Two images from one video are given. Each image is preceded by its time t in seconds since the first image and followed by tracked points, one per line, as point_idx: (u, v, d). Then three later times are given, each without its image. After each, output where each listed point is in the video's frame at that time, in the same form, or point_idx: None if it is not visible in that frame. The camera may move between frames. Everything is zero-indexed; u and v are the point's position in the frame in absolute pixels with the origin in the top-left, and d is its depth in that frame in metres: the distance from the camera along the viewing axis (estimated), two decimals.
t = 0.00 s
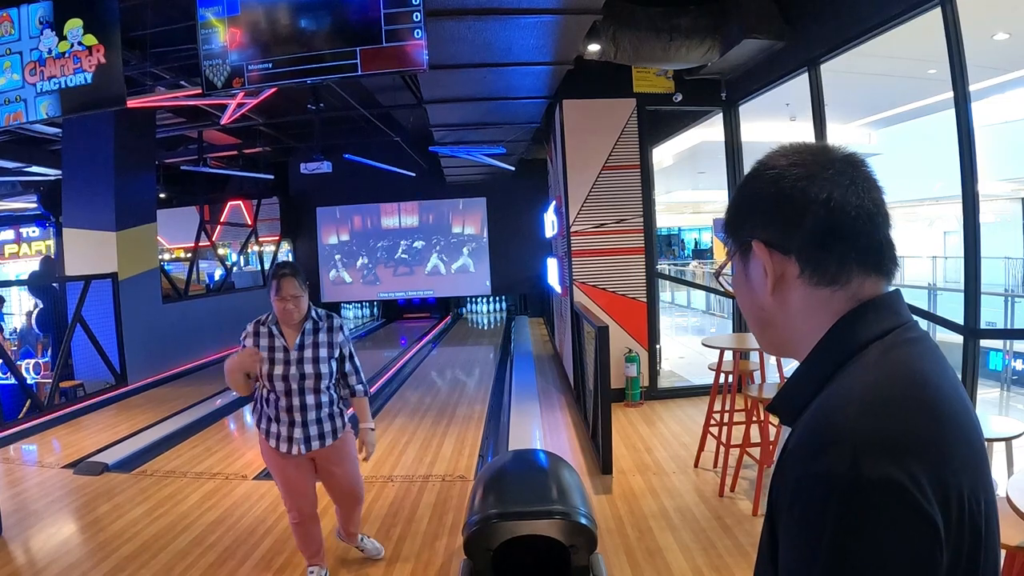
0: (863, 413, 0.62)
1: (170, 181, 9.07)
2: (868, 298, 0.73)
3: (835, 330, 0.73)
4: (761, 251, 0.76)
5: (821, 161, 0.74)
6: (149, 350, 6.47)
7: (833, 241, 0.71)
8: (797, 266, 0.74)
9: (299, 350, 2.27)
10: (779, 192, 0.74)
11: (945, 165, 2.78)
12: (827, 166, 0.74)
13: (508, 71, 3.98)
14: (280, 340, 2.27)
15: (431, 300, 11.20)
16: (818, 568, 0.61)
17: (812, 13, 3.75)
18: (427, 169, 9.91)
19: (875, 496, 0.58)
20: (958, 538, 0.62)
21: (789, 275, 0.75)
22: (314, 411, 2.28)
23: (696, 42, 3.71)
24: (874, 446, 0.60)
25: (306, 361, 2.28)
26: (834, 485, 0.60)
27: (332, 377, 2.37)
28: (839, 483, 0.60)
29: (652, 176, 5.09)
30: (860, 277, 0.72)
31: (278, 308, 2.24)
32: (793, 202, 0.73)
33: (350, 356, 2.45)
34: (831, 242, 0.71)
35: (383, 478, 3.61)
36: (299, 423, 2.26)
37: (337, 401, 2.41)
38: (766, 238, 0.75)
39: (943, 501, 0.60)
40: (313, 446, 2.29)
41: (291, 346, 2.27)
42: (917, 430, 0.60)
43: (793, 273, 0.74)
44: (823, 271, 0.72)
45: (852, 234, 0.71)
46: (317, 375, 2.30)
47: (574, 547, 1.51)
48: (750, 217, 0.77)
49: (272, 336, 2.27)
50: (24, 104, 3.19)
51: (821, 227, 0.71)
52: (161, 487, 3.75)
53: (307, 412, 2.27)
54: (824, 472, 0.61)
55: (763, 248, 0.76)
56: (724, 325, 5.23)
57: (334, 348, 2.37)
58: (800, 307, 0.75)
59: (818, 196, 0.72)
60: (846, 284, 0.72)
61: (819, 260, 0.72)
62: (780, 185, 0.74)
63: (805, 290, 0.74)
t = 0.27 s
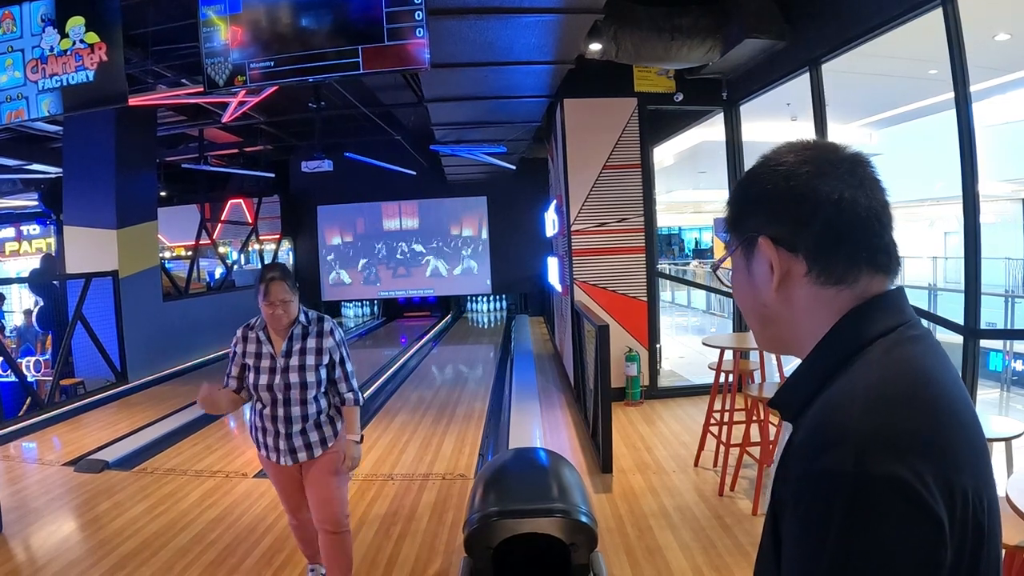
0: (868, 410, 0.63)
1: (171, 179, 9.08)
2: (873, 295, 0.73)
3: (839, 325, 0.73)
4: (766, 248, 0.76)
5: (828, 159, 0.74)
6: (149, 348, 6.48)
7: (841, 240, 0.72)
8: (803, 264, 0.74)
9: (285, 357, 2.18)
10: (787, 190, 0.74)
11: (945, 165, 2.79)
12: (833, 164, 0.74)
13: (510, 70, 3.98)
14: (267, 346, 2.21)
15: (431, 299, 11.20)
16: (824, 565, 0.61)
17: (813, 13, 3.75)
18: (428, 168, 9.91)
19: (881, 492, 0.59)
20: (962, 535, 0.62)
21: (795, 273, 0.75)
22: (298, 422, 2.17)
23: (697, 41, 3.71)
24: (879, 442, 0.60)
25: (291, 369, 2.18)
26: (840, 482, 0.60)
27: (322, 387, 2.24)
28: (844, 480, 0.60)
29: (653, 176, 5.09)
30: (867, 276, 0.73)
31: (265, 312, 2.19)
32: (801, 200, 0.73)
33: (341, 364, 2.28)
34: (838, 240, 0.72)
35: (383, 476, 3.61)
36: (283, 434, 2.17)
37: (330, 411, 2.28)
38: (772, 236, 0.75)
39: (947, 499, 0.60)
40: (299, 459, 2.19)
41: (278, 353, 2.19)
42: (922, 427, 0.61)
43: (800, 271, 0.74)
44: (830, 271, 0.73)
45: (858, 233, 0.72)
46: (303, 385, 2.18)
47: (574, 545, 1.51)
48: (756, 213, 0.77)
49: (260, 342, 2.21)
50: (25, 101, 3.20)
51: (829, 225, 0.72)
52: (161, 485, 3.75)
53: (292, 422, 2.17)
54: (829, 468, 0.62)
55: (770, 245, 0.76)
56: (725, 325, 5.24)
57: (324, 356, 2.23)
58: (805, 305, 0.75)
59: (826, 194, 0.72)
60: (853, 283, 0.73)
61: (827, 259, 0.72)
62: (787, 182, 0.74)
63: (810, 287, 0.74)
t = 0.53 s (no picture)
0: (897, 410, 0.63)
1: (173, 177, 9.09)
2: (899, 293, 0.74)
3: (863, 322, 0.73)
4: (794, 240, 0.76)
5: (858, 151, 0.75)
6: (150, 345, 6.48)
7: (873, 235, 0.72)
8: (830, 257, 0.74)
9: (286, 369, 1.97)
10: (818, 182, 0.74)
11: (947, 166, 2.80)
12: (863, 157, 0.74)
13: (512, 69, 3.98)
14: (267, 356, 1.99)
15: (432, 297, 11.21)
16: (857, 565, 0.62)
17: (816, 14, 3.75)
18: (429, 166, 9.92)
19: (913, 492, 0.59)
20: (987, 536, 0.62)
21: (822, 266, 0.75)
22: (297, 441, 1.95)
23: (699, 41, 3.71)
24: (910, 442, 0.61)
25: (291, 383, 1.96)
26: (872, 481, 0.61)
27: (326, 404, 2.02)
28: (877, 480, 0.61)
29: (654, 175, 5.10)
30: (894, 273, 0.73)
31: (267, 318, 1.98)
32: (830, 192, 0.73)
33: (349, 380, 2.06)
34: (866, 236, 0.72)
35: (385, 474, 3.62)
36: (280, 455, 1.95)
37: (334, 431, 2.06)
38: (801, 227, 0.76)
39: (977, 497, 0.61)
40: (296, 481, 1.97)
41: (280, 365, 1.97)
42: (951, 427, 0.61)
43: (826, 264, 0.75)
44: (858, 266, 0.73)
45: (887, 230, 0.73)
46: (304, 401, 1.96)
47: (579, 542, 1.52)
48: (788, 203, 0.77)
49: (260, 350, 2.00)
50: (29, 98, 3.20)
51: (863, 220, 0.72)
52: (163, 481, 3.76)
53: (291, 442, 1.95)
54: (861, 468, 0.62)
55: (799, 236, 0.76)
56: (726, 324, 5.25)
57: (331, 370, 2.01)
58: (830, 300, 0.76)
59: (857, 187, 0.72)
60: (880, 279, 0.73)
61: (855, 254, 0.73)
62: (816, 174, 0.75)
63: (836, 282, 0.75)
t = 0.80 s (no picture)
0: (933, 423, 0.59)
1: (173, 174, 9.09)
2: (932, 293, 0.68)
3: (887, 324, 0.67)
4: (830, 228, 0.70)
5: (904, 135, 0.67)
6: (150, 343, 6.48)
7: (913, 230, 0.66)
8: (863, 252, 0.68)
9: (276, 370, 1.82)
10: (859, 168, 0.67)
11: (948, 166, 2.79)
12: (910, 142, 0.67)
13: (512, 68, 3.98)
14: (257, 354, 1.85)
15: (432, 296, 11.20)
16: None
17: (817, 13, 3.75)
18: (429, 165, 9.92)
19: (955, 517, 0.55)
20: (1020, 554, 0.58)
21: (854, 258, 0.69)
22: (287, 448, 1.82)
23: (700, 40, 3.71)
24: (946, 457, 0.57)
25: (280, 386, 1.81)
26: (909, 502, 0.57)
27: (319, 410, 1.86)
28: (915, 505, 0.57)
29: (655, 174, 5.09)
30: (929, 273, 0.67)
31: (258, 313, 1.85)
32: (869, 181, 0.67)
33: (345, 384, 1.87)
34: (904, 233, 0.66)
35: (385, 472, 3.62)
36: (269, 463, 1.82)
37: (329, 438, 1.91)
38: (837, 216, 0.69)
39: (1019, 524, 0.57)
40: (287, 492, 1.83)
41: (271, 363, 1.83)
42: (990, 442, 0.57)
43: (859, 259, 0.69)
44: (893, 266, 0.67)
45: (927, 224, 0.66)
46: (294, 406, 1.81)
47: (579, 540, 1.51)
48: (825, 189, 0.70)
49: (252, 349, 1.87)
50: (30, 95, 3.20)
51: (903, 213, 0.66)
52: (162, 479, 3.76)
53: (280, 450, 1.82)
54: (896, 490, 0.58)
55: (836, 226, 0.70)
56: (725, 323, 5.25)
57: (324, 371, 1.85)
58: (857, 297, 0.70)
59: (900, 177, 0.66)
60: (912, 280, 0.67)
61: (889, 251, 0.67)
62: (855, 158, 0.68)
63: (865, 279, 0.69)
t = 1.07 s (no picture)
0: (977, 424, 0.57)
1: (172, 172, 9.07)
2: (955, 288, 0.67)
3: (913, 319, 0.65)
4: (855, 218, 0.68)
5: (935, 128, 0.66)
6: (148, 340, 6.47)
7: (941, 224, 0.65)
8: (888, 244, 0.67)
9: (253, 388, 1.62)
10: (891, 158, 0.66)
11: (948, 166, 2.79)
12: (940, 136, 0.66)
13: (512, 65, 3.97)
14: (230, 369, 1.64)
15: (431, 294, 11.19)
16: None
17: (818, 12, 3.75)
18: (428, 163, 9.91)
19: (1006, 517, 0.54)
20: None
21: (876, 250, 0.67)
22: (270, 475, 1.63)
23: (700, 38, 3.70)
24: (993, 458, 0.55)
25: (258, 404, 1.61)
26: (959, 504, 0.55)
27: (303, 431, 1.66)
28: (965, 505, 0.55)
29: (654, 172, 5.09)
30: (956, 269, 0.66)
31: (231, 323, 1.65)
32: (902, 172, 0.65)
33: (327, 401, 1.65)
34: (932, 229, 0.65)
35: (384, 470, 3.61)
36: (249, 491, 1.63)
37: (315, 461, 1.71)
38: (863, 206, 0.68)
39: None
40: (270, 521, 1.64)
41: (247, 381, 1.63)
42: None
43: (882, 252, 0.67)
44: (918, 262, 0.66)
45: (954, 219, 0.65)
46: (275, 427, 1.61)
47: (579, 538, 1.51)
48: (852, 177, 0.69)
49: (224, 364, 1.66)
50: (29, 91, 3.19)
51: (933, 204, 0.65)
52: (160, 477, 3.76)
53: (262, 477, 1.63)
54: (944, 494, 0.56)
55: (862, 216, 0.68)
56: (724, 322, 5.25)
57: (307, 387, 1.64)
58: (879, 290, 0.68)
59: (930, 170, 0.65)
60: (938, 278, 0.66)
61: (917, 245, 0.65)
62: (886, 146, 0.66)
63: (888, 272, 0.67)
